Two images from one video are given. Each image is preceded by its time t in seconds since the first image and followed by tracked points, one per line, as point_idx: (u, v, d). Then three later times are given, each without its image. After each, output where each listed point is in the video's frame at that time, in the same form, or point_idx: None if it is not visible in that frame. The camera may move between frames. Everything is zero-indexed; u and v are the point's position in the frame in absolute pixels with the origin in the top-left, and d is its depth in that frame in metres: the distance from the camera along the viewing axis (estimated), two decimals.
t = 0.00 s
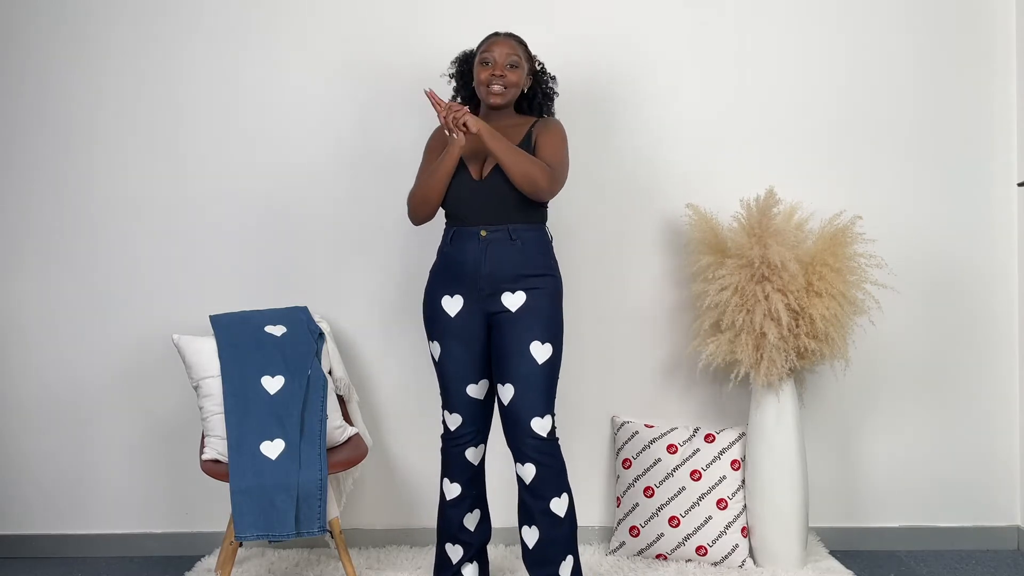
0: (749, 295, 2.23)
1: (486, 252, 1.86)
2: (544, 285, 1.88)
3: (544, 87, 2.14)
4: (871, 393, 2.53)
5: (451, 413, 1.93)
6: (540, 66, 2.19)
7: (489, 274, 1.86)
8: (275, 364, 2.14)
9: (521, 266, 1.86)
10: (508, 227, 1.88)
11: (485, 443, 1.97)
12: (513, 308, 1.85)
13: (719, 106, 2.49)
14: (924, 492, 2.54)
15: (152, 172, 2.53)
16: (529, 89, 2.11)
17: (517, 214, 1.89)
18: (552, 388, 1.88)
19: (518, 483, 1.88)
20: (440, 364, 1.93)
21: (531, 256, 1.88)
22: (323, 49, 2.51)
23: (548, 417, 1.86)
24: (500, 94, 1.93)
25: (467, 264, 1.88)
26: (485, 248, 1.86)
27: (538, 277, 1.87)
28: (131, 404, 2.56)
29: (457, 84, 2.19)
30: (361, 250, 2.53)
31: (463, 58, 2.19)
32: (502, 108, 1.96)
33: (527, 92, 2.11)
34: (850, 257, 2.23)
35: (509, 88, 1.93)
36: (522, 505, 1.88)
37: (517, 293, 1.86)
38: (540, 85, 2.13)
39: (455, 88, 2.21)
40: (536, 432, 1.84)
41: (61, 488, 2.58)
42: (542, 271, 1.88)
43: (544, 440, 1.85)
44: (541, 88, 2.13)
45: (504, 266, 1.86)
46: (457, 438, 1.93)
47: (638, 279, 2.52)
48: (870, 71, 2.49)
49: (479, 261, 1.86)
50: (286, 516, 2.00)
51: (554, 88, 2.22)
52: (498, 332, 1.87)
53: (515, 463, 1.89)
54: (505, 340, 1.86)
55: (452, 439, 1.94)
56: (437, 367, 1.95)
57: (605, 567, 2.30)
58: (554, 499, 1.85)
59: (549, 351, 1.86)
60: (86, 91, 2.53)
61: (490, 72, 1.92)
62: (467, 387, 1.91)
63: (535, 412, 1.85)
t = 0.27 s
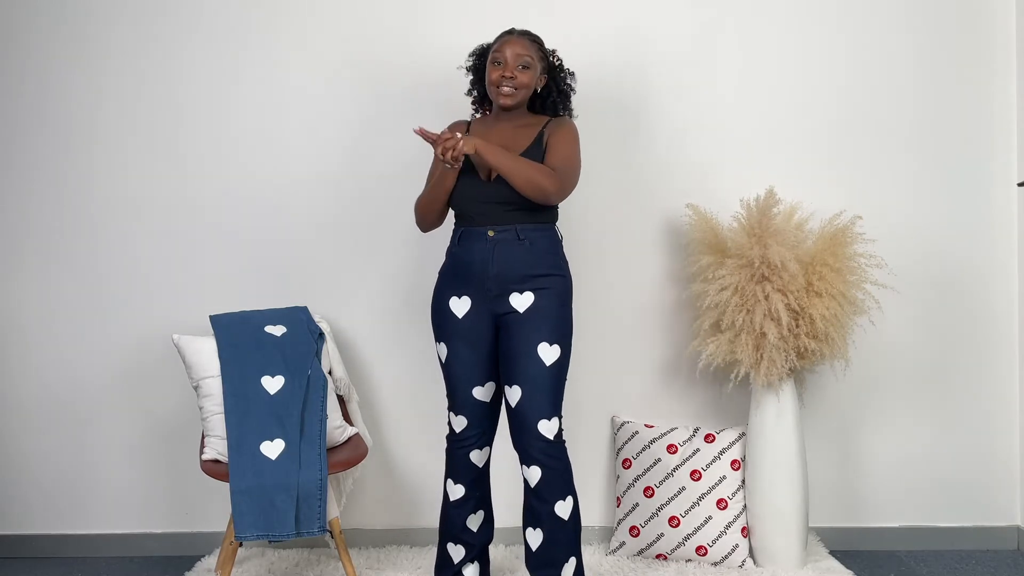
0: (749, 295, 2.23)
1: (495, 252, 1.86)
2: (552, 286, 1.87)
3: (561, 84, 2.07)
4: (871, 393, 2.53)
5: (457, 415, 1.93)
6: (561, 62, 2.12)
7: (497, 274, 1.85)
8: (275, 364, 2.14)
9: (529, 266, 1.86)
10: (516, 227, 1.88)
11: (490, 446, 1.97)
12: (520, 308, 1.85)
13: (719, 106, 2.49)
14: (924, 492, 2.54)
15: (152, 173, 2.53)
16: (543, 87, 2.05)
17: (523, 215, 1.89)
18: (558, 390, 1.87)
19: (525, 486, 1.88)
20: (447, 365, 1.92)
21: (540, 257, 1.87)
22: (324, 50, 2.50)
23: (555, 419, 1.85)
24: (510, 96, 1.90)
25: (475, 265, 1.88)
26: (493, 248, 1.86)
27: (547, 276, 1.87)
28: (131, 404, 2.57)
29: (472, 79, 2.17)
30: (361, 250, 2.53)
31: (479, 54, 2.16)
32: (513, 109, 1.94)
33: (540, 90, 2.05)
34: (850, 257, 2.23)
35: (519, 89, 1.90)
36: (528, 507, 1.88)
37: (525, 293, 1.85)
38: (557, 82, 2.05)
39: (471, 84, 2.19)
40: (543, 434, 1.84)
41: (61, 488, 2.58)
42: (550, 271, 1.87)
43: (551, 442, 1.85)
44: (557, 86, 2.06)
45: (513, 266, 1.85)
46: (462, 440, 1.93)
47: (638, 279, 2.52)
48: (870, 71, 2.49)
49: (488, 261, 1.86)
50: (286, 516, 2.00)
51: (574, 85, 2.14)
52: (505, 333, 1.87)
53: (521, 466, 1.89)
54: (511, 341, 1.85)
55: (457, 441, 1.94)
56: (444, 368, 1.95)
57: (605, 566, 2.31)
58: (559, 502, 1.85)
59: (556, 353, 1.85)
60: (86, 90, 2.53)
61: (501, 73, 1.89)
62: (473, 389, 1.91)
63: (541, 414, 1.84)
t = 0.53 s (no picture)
0: (749, 295, 2.23)
1: (497, 253, 1.86)
2: (553, 286, 1.86)
3: (568, 80, 2.03)
4: (871, 393, 2.53)
5: (459, 415, 1.93)
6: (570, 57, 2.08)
7: (499, 275, 1.85)
8: (275, 364, 2.14)
9: (531, 267, 1.86)
10: (518, 228, 1.87)
11: (492, 446, 1.97)
12: (522, 309, 1.84)
13: (719, 106, 2.49)
14: (924, 491, 2.54)
15: (152, 173, 2.53)
16: (549, 83, 2.01)
17: (525, 215, 1.88)
18: (560, 391, 1.87)
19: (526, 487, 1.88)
20: (450, 366, 1.92)
21: (542, 257, 1.87)
22: (324, 49, 2.50)
23: (557, 420, 1.85)
24: (512, 96, 1.89)
25: (477, 265, 1.88)
26: (495, 248, 1.86)
27: (548, 277, 1.86)
28: (130, 404, 2.57)
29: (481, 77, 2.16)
30: (361, 250, 2.53)
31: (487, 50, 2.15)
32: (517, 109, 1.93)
33: (546, 87, 2.02)
34: (850, 257, 2.23)
35: (521, 89, 1.89)
36: (530, 508, 1.88)
37: (527, 294, 1.85)
38: (563, 78, 2.02)
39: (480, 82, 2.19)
40: (545, 435, 1.84)
41: (61, 488, 2.58)
42: (552, 271, 1.87)
43: (553, 443, 1.85)
44: (563, 82, 2.02)
45: (515, 266, 1.85)
46: (464, 440, 1.93)
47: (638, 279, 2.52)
48: (870, 70, 2.49)
49: (490, 262, 1.86)
50: (286, 516, 2.00)
51: (582, 81, 2.10)
52: (507, 334, 1.87)
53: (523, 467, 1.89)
54: (511, 341, 1.85)
55: (459, 442, 1.94)
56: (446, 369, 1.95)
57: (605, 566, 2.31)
58: (560, 503, 1.85)
59: (558, 353, 1.85)
60: (85, 90, 2.53)
61: (503, 72, 1.88)
62: (474, 390, 1.91)
63: (543, 415, 1.84)
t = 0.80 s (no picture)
0: (749, 295, 2.23)
1: (489, 253, 1.86)
2: (548, 286, 1.86)
3: (562, 78, 2.04)
4: (871, 393, 2.53)
5: (456, 414, 1.93)
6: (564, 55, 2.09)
7: (494, 275, 1.85)
8: (275, 364, 2.14)
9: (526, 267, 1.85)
10: (513, 227, 1.87)
11: (490, 444, 1.96)
12: (518, 309, 1.84)
13: (719, 106, 2.49)
14: (924, 491, 2.54)
15: (152, 173, 2.53)
16: (543, 82, 2.02)
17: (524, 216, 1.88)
18: (557, 389, 1.87)
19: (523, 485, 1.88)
20: (447, 365, 1.93)
21: (537, 257, 1.86)
22: (324, 49, 2.51)
23: (553, 419, 1.85)
24: (507, 96, 1.89)
25: (473, 264, 1.88)
26: (490, 248, 1.86)
27: (544, 276, 1.86)
28: (130, 404, 2.57)
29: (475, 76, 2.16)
30: (360, 250, 2.53)
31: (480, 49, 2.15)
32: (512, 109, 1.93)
33: (540, 86, 2.02)
34: (850, 257, 2.23)
35: (515, 89, 1.89)
36: (527, 506, 1.88)
37: (522, 294, 1.85)
38: (557, 77, 2.03)
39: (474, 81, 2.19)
40: (541, 434, 1.84)
41: (61, 488, 2.58)
42: (547, 271, 1.87)
43: (549, 442, 1.85)
44: (558, 81, 2.03)
45: (509, 266, 1.85)
46: (461, 439, 1.93)
47: (638, 279, 2.52)
48: (870, 70, 2.49)
49: (484, 261, 1.86)
50: (286, 516, 1.99)
51: (576, 79, 2.11)
52: (502, 333, 1.87)
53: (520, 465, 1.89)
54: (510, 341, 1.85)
55: (456, 440, 1.94)
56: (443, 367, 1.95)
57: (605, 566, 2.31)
58: (558, 502, 1.85)
59: (553, 353, 1.85)
60: (85, 91, 2.53)
61: (497, 72, 1.89)
62: (471, 388, 1.91)
63: (539, 414, 1.84)
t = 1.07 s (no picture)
0: (749, 295, 2.23)
1: (481, 254, 1.86)
2: (540, 286, 1.87)
3: (549, 78, 2.03)
4: (871, 393, 2.53)
5: (449, 413, 1.93)
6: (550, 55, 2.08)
7: (486, 275, 1.86)
8: (275, 364, 2.14)
9: (518, 267, 1.86)
10: (505, 228, 1.88)
11: (484, 442, 1.97)
12: (509, 309, 1.85)
13: (719, 106, 2.49)
14: (924, 491, 2.54)
15: (151, 173, 2.53)
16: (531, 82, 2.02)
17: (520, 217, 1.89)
18: (550, 388, 1.87)
19: (517, 482, 1.88)
20: (440, 364, 1.93)
21: (529, 258, 1.87)
22: (323, 49, 2.50)
23: (546, 417, 1.85)
24: (496, 98, 1.89)
25: (466, 265, 1.88)
26: (482, 249, 1.87)
27: (535, 277, 1.87)
28: (129, 404, 2.57)
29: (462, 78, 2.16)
30: (360, 250, 2.53)
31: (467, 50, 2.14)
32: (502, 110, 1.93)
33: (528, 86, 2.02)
34: (850, 257, 2.23)
35: (504, 91, 1.89)
36: (522, 504, 1.88)
37: (513, 294, 1.85)
38: (545, 76, 2.02)
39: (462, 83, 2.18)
40: (534, 433, 1.84)
41: (60, 488, 2.58)
42: (538, 271, 1.87)
43: (543, 440, 1.85)
44: (546, 80, 2.03)
45: (501, 266, 1.86)
46: (455, 437, 1.93)
47: (638, 279, 2.52)
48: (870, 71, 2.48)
49: (476, 261, 1.87)
50: (286, 516, 2.00)
51: (564, 78, 2.10)
52: (494, 333, 1.88)
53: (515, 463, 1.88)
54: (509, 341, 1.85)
55: (450, 439, 1.95)
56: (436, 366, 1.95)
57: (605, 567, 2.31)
58: (554, 499, 1.85)
59: (545, 352, 1.85)
60: (84, 91, 2.53)
61: (485, 74, 1.88)
62: (464, 387, 1.91)
63: (532, 413, 1.84)
